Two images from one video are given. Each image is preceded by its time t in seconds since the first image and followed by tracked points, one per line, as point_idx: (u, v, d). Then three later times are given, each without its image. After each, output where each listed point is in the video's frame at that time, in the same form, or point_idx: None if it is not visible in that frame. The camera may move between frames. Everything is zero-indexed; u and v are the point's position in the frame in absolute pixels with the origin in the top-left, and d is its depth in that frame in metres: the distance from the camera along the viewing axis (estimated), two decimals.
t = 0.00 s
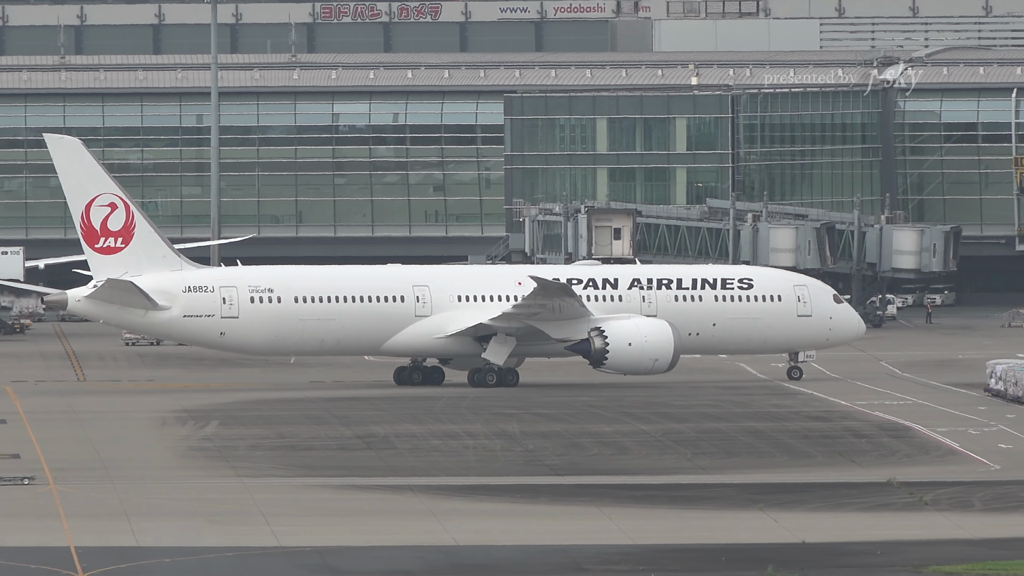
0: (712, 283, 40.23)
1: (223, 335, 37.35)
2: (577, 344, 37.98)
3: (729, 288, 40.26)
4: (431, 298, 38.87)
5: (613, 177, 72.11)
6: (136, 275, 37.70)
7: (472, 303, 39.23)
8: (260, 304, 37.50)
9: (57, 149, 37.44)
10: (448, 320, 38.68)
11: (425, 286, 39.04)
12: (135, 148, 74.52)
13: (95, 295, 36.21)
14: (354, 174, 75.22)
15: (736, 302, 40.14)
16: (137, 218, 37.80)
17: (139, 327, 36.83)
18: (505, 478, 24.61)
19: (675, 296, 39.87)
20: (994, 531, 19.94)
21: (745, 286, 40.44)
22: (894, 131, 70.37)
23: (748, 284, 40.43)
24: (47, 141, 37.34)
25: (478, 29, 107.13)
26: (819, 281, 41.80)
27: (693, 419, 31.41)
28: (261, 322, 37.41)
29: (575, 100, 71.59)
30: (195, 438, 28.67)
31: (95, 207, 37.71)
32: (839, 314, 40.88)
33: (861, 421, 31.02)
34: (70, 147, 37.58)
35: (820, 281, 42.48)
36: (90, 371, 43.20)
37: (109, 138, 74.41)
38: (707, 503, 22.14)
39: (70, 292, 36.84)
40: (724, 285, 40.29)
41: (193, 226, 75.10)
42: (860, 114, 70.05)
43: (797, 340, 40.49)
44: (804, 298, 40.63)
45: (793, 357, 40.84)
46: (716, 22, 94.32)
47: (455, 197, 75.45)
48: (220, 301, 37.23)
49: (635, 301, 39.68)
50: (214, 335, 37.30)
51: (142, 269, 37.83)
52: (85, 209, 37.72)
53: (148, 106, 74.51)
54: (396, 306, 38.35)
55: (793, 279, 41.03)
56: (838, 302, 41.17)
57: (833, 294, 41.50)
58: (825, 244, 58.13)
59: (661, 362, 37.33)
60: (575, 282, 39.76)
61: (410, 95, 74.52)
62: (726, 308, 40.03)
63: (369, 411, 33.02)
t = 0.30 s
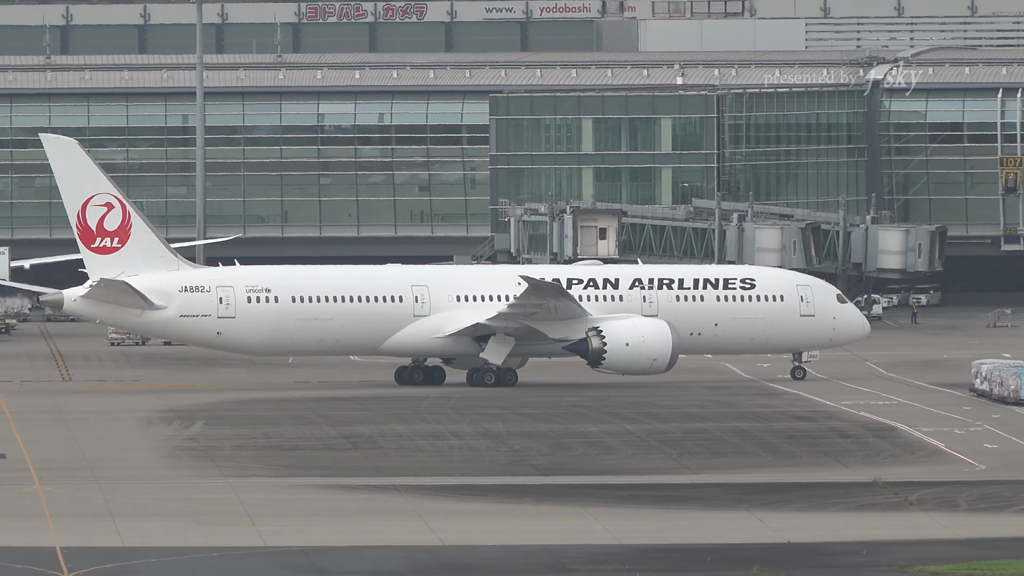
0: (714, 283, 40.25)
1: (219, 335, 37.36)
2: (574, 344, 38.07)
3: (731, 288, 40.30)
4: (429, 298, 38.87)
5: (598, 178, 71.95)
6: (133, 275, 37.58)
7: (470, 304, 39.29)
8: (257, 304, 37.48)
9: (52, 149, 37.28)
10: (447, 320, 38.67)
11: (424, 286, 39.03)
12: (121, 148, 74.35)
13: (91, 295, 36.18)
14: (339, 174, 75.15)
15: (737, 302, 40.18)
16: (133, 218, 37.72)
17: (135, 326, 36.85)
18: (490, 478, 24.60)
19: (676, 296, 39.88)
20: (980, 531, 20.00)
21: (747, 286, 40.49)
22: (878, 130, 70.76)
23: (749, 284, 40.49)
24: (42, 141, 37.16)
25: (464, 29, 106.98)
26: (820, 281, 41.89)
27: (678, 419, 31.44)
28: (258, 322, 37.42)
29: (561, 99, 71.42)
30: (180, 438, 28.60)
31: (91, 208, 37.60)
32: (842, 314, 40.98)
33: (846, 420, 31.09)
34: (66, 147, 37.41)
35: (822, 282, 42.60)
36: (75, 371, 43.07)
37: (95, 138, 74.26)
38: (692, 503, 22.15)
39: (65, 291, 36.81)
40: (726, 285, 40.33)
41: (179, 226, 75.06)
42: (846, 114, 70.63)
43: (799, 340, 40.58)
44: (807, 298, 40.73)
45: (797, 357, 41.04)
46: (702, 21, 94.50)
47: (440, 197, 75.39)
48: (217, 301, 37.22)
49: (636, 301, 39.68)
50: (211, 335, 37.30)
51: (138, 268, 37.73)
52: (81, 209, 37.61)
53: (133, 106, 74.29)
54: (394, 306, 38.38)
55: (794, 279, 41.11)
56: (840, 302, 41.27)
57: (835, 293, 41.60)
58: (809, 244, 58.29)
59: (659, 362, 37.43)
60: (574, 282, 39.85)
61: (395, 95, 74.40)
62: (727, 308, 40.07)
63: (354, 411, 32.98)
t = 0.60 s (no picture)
0: (718, 283, 40.27)
1: (218, 335, 37.49)
2: (573, 344, 38.02)
3: (735, 288, 40.33)
4: (430, 298, 38.94)
5: (585, 179, 71.81)
6: (131, 274, 37.80)
7: (472, 303, 39.38)
8: (256, 304, 37.60)
9: (50, 150, 37.51)
10: (447, 320, 38.72)
11: (424, 286, 39.09)
12: (107, 148, 74.07)
13: (88, 296, 36.40)
14: (326, 175, 75.02)
15: (741, 302, 40.22)
16: (131, 217, 37.91)
17: (132, 326, 37.02)
18: (478, 478, 24.60)
19: (679, 297, 39.90)
20: (966, 531, 20.07)
21: (750, 286, 40.52)
22: (866, 130, 71.13)
23: (753, 284, 40.52)
24: (40, 143, 37.41)
25: (450, 30, 106.83)
26: (825, 280, 41.90)
27: (665, 419, 31.49)
28: (256, 322, 37.53)
29: (547, 100, 71.41)
30: (167, 438, 28.55)
31: (89, 208, 37.81)
32: (846, 313, 41.00)
33: (833, 421, 31.17)
34: (64, 148, 37.64)
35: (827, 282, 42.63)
36: (62, 371, 42.96)
37: (81, 139, 73.99)
38: (679, 503, 22.18)
39: (63, 292, 37.05)
40: (730, 285, 40.35)
41: (164, 226, 74.70)
42: (833, 115, 71.07)
43: (803, 340, 40.61)
44: (811, 298, 40.75)
45: (801, 357, 41.08)
46: (688, 22, 94.69)
47: (428, 197, 75.28)
48: (215, 301, 37.35)
49: (639, 301, 39.75)
50: (209, 335, 37.43)
51: (136, 268, 37.90)
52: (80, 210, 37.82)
53: (120, 106, 74.13)
54: (394, 306, 38.44)
55: (799, 278, 41.14)
56: (845, 302, 41.27)
57: (840, 293, 41.62)
58: (797, 245, 58.38)
59: (658, 362, 37.48)
60: (576, 282, 39.95)
61: (382, 95, 74.45)
62: (731, 308, 40.11)
63: (340, 411, 32.96)
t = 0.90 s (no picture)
0: (722, 283, 40.27)
1: (218, 336, 37.58)
2: (574, 344, 38.03)
3: (739, 288, 40.33)
4: (432, 299, 39.02)
5: (573, 179, 71.90)
6: (131, 274, 37.85)
7: (475, 304, 39.45)
8: (256, 304, 37.69)
9: (49, 151, 37.56)
10: (448, 320, 38.79)
11: (426, 286, 39.16)
12: (95, 149, 73.83)
13: (86, 296, 36.49)
14: (314, 175, 74.95)
15: (746, 301, 40.22)
16: (131, 218, 37.93)
17: (132, 327, 37.11)
18: (466, 478, 24.60)
19: (683, 296, 39.94)
20: (953, 531, 20.12)
21: (756, 286, 40.49)
22: (854, 130, 70.77)
23: (759, 284, 40.50)
24: (40, 143, 37.46)
25: (439, 30, 106.82)
26: (831, 280, 41.83)
27: (653, 419, 31.51)
28: (256, 322, 37.62)
29: (536, 100, 71.44)
30: (155, 438, 28.50)
31: (88, 208, 37.82)
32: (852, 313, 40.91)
33: (821, 421, 31.23)
34: (64, 148, 37.67)
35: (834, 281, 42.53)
36: (51, 372, 42.86)
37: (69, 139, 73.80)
38: (667, 504, 22.21)
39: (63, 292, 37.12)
40: (734, 285, 40.35)
41: (152, 227, 74.62)
42: (821, 115, 70.80)
43: (809, 340, 40.58)
44: (816, 298, 40.70)
45: (807, 356, 41.06)
46: (676, 23, 95.06)
47: (416, 197, 75.23)
48: (214, 301, 37.44)
49: (642, 301, 39.81)
50: (209, 335, 37.52)
51: (136, 268, 37.95)
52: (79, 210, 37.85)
53: (108, 106, 73.95)
54: (395, 306, 38.53)
55: (805, 278, 41.08)
56: (851, 302, 41.19)
57: (846, 293, 41.53)
58: (785, 245, 58.34)
59: (659, 362, 37.46)
60: (579, 282, 40.02)
61: (370, 96, 74.44)
62: (735, 308, 40.10)
63: (328, 411, 32.93)
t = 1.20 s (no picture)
0: (728, 283, 40.29)
1: (220, 335, 37.70)
2: (576, 344, 38.08)
3: (746, 288, 40.34)
4: (435, 299, 39.08)
5: (563, 179, 71.90)
6: (133, 274, 37.93)
7: (480, 303, 39.53)
8: (257, 304, 37.80)
9: (51, 150, 37.54)
10: (450, 320, 38.86)
11: (429, 286, 39.22)
12: (85, 149, 73.76)
13: (88, 296, 36.60)
14: (304, 175, 74.90)
15: (752, 302, 40.23)
16: (133, 219, 37.99)
17: (133, 326, 37.23)
18: (456, 478, 24.59)
19: (689, 296, 39.94)
20: (942, 531, 20.16)
21: (762, 286, 40.52)
22: (843, 131, 70.60)
23: (765, 284, 40.52)
24: (41, 142, 37.42)
25: (429, 31, 106.71)
26: (838, 279, 41.88)
27: (644, 419, 31.52)
28: (258, 322, 37.73)
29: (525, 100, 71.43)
30: (145, 439, 28.46)
31: (90, 208, 37.82)
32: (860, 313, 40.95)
33: (811, 421, 31.28)
34: (66, 148, 37.66)
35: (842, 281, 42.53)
36: (41, 372, 42.78)
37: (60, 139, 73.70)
38: (656, 504, 22.23)
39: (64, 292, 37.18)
40: (741, 285, 40.36)
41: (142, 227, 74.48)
42: (811, 115, 70.24)
43: (815, 340, 40.61)
44: (823, 298, 40.72)
45: (815, 357, 41.11)
46: (666, 24, 95.27)
47: (406, 198, 75.17)
48: (217, 301, 37.56)
49: (648, 301, 39.81)
50: (212, 335, 37.65)
51: (138, 268, 38.05)
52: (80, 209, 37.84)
53: (98, 107, 73.81)
54: (398, 306, 38.59)
55: (812, 279, 41.09)
56: (858, 302, 41.24)
57: (853, 293, 41.58)
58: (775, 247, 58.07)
59: (662, 362, 37.53)
60: (584, 282, 40.01)
61: (360, 96, 74.38)
62: (742, 308, 40.12)
63: (318, 411, 32.92)
